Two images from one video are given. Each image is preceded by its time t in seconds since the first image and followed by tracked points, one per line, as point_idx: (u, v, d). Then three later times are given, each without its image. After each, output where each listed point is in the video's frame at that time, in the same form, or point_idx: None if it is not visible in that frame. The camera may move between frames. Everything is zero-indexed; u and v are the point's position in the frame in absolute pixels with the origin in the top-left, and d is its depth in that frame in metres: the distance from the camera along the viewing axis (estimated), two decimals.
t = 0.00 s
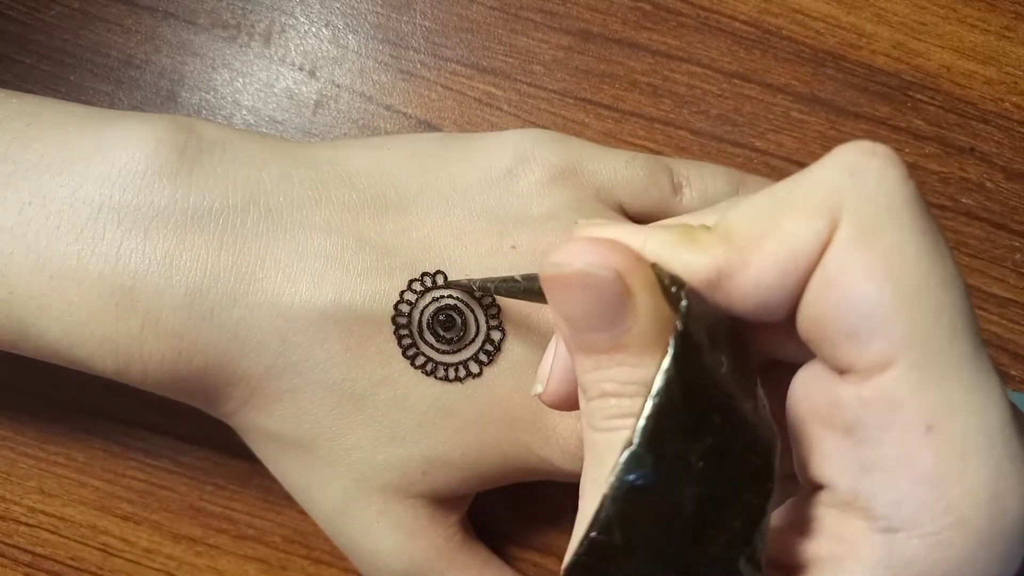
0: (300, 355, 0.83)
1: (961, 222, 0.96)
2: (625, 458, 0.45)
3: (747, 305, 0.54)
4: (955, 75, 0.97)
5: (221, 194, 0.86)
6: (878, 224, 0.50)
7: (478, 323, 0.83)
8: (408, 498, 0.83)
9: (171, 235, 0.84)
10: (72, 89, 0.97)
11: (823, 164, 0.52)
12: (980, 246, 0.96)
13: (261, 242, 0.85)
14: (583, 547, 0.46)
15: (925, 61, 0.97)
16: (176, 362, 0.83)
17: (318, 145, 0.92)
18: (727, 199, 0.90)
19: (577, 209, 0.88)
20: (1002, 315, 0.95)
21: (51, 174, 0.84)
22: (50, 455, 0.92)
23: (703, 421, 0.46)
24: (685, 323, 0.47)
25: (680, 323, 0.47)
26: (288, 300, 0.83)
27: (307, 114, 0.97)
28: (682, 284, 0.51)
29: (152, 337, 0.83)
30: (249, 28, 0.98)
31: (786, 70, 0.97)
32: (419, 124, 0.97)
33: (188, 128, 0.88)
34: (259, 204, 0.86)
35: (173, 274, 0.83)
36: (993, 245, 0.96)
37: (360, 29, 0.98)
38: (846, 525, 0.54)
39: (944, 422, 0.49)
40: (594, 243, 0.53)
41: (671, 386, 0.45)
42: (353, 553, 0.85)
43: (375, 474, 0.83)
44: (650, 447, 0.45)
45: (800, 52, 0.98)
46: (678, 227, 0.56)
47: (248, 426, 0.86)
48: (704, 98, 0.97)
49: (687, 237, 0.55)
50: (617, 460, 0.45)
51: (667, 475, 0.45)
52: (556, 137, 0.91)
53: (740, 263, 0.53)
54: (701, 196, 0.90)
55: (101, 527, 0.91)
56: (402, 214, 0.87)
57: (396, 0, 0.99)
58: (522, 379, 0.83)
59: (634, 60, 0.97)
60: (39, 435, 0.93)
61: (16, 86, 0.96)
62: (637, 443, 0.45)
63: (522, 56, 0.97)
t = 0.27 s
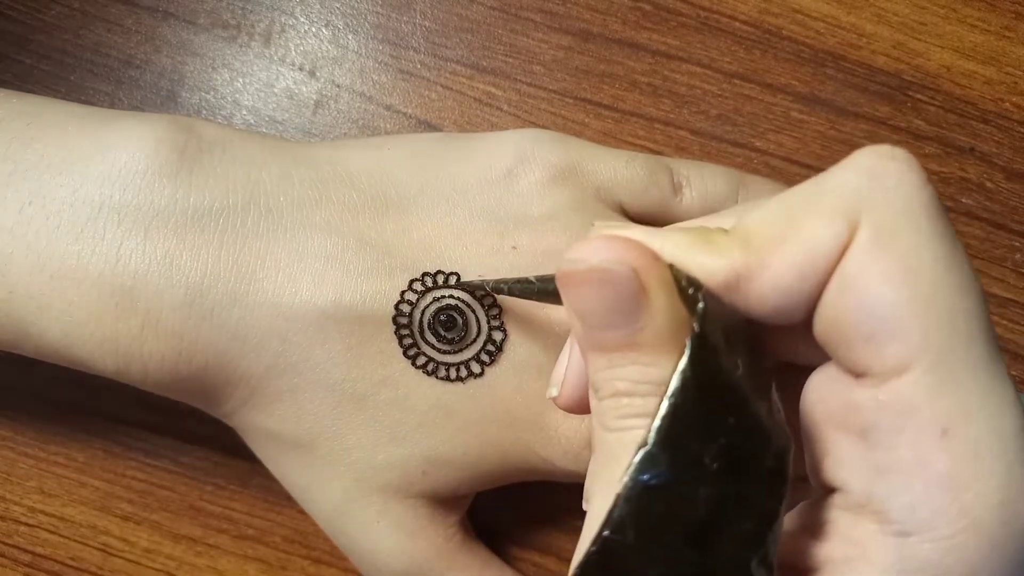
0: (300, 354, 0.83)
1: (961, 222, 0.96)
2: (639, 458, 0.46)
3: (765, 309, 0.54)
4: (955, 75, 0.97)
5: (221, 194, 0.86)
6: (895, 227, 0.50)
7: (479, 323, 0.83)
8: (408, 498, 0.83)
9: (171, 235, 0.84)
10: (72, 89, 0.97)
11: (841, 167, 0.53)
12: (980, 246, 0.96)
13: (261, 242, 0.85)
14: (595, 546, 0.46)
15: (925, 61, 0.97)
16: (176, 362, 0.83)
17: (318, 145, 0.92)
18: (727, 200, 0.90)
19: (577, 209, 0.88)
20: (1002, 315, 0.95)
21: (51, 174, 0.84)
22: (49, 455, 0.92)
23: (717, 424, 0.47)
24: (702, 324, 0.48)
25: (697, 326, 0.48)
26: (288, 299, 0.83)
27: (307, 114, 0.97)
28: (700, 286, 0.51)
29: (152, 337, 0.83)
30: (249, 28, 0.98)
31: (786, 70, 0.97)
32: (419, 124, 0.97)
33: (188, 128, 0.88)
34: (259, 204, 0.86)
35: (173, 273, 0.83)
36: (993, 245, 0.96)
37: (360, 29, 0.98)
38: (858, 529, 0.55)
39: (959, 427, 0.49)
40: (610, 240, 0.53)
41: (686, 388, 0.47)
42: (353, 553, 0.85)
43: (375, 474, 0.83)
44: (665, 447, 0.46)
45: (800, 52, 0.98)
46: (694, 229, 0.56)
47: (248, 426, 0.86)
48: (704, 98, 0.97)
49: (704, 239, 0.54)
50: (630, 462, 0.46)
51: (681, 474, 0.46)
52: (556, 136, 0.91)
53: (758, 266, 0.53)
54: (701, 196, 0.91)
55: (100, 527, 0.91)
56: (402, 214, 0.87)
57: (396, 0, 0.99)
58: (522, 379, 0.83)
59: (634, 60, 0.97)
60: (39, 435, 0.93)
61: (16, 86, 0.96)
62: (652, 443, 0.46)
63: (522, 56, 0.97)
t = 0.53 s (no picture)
0: (300, 354, 0.83)
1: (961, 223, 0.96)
2: (662, 459, 0.47)
3: (792, 312, 0.55)
4: (955, 75, 0.97)
5: (221, 193, 0.86)
6: (921, 233, 0.52)
7: (480, 323, 0.83)
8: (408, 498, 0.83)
9: (171, 235, 0.84)
10: (72, 89, 0.97)
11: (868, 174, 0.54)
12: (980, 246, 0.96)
13: (261, 242, 0.85)
14: (617, 545, 0.47)
15: (925, 61, 0.97)
16: (176, 362, 0.83)
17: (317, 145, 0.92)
18: (727, 200, 0.90)
19: (578, 210, 0.88)
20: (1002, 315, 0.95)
21: (51, 175, 0.84)
22: (49, 455, 0.92)
23: (740, 429, 0.48)
24: (727, 329, 0.50)
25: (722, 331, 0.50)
26: (288, 300, 0.83)
27: (307, 114, 0.97)
28: (725, 289, 0.53)
29: (151, 337, 0.83)
30: (249, 28, 0.98)
31: (786, 70, 0.97)
32: (419, 124, 0.97)
33: (187, 128, 0.88)
34: (259, 204, 0.86)
35: (174, 273, 0.83)
36: (993, 245, 0.96)
37: (360, 29, 0.98)
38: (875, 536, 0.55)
39: (982, 434, 0.50)
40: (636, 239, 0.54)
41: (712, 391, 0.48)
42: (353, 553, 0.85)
43: (376, 475, 0.83)
44: (688, 448, 0.47)
45: (800, 52, 0.98)
46: (719, 232, 0.58)
47: (248, 426, 0.86)
48: (704, 98, 0.97)
49: (732, 243, 0.56)
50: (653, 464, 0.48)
51: (704, 477, 0.47)
52: (557, 136, 0.91)
53: (785, 269, 0.54)
54: (701, 196, 0.91)
55: (100, 527, 0.91)
56: (402, 215, 0.87)
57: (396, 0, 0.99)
58: (523, 379, 0.83)
59: (634, 60, 0.97)
60: (38, 435, 0.93)
61: (16, 86, 0.96)
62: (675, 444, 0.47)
63: (522, 56, 0.97)
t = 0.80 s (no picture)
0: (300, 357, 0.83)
1: (961, 223, 0.96)
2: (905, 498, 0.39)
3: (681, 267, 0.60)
4: (955, 75, 0.97)
5: (219, 202, 0.86)
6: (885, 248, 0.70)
7: (480, 322, 0.84)
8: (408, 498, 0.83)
9: (171, 244, 0.84)
10: (72, 89, 0.97)
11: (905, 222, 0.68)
12: (980, 247, 0.96)
13: (261, 248, 0.85)
14: None
15: (925, 61, 0.97)
16: (177, 371, 0.83)
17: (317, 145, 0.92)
18: (726, 201, 0.91)
19: (579, 209, 0.88)
20: (1002, 315, 0.95)
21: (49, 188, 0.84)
22: (49, 455, 0.92)
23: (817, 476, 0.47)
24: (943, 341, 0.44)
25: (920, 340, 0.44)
26: (288, 304, 0.84)
27: (307, 114, 0.97)
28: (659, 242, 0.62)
29: (152, 346, 0.83)
30: (249, 29, 0.98)
31: (786, 70, 0.97)
32: (419, 124, 0.97)
33: (183, 137, 0.88)
34: (258, 211, 0.86)
35: (174, 281, 0.83)
36: (993, 246, 0.96)
37: (360, 30, 0.98)
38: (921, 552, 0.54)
39: None
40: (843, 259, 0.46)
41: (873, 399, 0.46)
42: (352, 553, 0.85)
43: (376, 475, 0.83)
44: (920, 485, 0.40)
45: (800, 52, 0.98)
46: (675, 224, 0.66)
47: (252, 430, 0.86)
48: (704, 98, 0.97)
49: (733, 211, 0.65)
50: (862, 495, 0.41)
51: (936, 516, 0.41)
52: (556, 136, 0.92)
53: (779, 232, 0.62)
54: (701, 197, 0.91)
55: (100, 527, 0.92)
56: (402, 215, 0.87)
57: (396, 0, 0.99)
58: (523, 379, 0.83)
59: (634, 60, 0.97)
60: (38, 435, 0.93)
61: (17, 87, 0.96)
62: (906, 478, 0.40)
63: (522, 56, 0.97)
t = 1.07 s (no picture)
0: (299, 355, 0.83)
1: (961, 223, 0.96)
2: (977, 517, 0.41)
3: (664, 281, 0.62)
4: (955, 75, 0.97)
5: (221, 195, 0.86)
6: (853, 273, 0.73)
7: (479, 322, 0.84)
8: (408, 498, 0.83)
9: (172, 236, 0.84)
10: (72, 89, 0.97)
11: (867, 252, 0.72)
12: (980, 246, 0.96)
13: (262, 243, 0.85)
14: None
15: (925, 61, 0.97)
16: (176, 363, 0.83)
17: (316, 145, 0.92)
18: (726, 200, 0.91)
19: (579, 209, 0.88)
20: (1002, 315, 0.95)
21: (52, 177, 0.84)
22: (49, 455, 0.92)
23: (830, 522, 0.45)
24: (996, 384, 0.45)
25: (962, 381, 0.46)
26: (288, 300, 0.84)
27: (307, 114, 0.97)
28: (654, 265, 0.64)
29: (151, 338, 0.83)
30: (249, 28, 0.98)
31: (786, 70, 0.97)
32: (419, 124, 0.97)
33: (187, 130, 0.88)
34: (259, 205, 0.86)
35: (173, 274, 0.83)
36: (993, 246, 0.96)
37: (360, 29, 0.98)
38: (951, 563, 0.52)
39: None
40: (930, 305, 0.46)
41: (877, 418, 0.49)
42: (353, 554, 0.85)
43: (375, 475, 0.83)
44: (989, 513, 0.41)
45: (800, 52, 0.98)
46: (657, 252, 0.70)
47: (249, 426, 0.86)
48: (704, 98, 0.97)
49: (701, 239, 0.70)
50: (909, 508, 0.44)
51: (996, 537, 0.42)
52: (557, 136, 0.92)
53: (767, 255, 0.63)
54: (701, 196, 0.91)
55: (100, 527, 0.92)
56: (402, 215, 0.87)
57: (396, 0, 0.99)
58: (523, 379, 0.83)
59: (634, 60, 0.97)
60: (38, 436, 0.93)
61: (16, 86, 0.96)
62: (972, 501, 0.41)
63: (521, 56, 0.97)
